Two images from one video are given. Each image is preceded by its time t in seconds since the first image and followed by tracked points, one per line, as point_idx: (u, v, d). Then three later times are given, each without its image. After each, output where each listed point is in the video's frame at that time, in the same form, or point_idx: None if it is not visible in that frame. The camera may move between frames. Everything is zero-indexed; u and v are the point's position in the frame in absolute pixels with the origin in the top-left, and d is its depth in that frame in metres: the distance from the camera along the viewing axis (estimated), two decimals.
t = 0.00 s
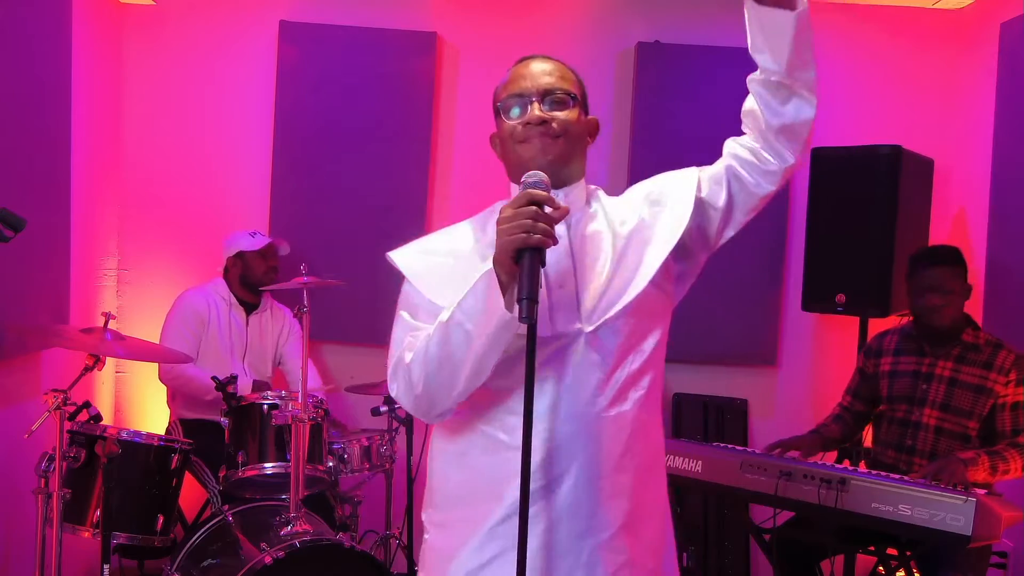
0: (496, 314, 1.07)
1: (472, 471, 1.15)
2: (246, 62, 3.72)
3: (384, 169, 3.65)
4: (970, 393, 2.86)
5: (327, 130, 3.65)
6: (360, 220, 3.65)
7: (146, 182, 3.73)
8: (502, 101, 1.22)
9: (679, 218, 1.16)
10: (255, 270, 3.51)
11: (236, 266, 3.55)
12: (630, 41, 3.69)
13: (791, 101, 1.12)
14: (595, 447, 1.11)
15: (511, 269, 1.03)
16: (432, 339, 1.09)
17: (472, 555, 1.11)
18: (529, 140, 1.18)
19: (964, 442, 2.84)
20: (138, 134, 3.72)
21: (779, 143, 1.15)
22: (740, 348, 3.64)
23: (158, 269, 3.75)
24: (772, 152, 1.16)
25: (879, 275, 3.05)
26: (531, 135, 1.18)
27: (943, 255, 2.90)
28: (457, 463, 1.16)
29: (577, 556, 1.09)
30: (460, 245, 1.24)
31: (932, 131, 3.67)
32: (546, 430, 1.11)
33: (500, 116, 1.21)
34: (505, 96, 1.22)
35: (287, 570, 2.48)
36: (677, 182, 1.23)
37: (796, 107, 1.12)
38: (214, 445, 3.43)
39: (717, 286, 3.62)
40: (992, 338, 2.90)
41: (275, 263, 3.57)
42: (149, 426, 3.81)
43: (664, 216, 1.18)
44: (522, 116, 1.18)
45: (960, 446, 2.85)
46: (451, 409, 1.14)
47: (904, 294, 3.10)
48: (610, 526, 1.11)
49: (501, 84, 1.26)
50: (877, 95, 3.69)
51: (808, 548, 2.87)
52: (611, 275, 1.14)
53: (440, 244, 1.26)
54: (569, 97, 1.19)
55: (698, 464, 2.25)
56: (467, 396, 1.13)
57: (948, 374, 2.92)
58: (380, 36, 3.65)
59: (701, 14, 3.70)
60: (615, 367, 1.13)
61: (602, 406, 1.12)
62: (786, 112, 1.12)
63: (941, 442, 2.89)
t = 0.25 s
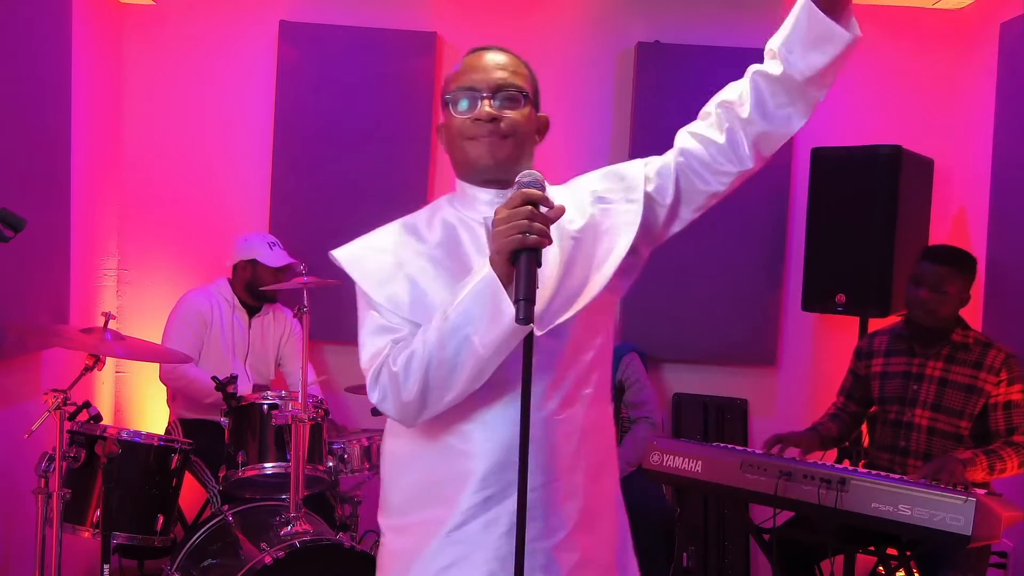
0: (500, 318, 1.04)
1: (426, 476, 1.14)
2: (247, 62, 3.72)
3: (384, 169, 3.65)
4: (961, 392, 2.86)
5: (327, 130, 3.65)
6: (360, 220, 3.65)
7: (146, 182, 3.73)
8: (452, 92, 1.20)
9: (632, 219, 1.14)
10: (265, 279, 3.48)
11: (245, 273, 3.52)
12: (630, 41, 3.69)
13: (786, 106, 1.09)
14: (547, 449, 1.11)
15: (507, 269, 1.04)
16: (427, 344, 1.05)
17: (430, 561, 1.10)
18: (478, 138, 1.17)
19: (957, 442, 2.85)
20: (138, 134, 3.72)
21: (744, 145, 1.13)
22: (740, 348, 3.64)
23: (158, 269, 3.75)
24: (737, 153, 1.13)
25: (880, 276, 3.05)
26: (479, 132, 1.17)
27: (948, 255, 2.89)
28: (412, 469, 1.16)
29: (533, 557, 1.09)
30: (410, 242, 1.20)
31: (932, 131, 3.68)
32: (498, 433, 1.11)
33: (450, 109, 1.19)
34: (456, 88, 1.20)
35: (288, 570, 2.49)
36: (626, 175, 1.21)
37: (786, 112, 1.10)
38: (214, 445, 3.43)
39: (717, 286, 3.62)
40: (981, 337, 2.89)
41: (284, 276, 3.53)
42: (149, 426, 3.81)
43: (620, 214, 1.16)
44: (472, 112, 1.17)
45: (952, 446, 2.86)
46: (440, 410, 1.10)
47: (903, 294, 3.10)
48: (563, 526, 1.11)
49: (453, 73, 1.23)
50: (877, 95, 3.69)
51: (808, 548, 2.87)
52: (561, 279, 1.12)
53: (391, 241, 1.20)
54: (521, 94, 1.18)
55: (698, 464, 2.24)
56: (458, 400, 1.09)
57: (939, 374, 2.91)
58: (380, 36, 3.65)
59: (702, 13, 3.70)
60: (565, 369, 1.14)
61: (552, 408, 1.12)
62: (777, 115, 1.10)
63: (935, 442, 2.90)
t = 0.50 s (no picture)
0: (497, 318, 1.03)
1: (407, 480, 1.14)
2: (246, 62, 3.72)
3: (384, 169, 3.65)
4: (959, 392, 2.86)
5: (327, 131, 3.65)
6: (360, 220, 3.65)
7: (146, 182, 3.73)
8: (445, 88, 1.22)
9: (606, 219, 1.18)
10: (262, 275, 3.49)
11: (242, 269, 3.53)
12: (631, 41, 3.69)
13: (733, 115, 1.17)
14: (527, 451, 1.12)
15: (505, 269, 1.04)
16: (424, 346, 1.04)
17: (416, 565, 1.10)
18: (473, 137, 1.19)
19: (956, 441, 2.85)
20: (138, 134, 3.72)
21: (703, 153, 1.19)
22: (741, 348, 3.64)
23: (158, 269, 3.75)
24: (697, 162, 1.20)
25: (880, 276, 3.05)
26: (474, 132, 1.19)
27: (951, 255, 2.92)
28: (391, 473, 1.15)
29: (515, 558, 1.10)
30: (393, 240, 1.20)
31: (932, 131, 3.68)
32: (480, 437, 1.11)
33: (441, 108, 1.21)
34: (449, 84, 1.21)
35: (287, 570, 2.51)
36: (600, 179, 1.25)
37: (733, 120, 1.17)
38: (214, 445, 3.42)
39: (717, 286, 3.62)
40: (978, 337, 2.89)
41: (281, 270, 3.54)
42: (149, 426, 3.81)
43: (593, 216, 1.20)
44: (466, 111, 1.19)
45: (951, 445, 2.86)
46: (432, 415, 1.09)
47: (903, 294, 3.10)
48: (541, 528, 1.13)
49: (440, 67, 1.25)
50: (877, 95, 3.69)
51: (808, 548, 2.87)
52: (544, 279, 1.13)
53: (375, 239, 1.19)
54: (512, 93, 1.21)
55: (697, 464, 2.24)
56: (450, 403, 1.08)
57: (937, 374, 2.92)
58: (380, 36, 3.65)
59: (702, 13, 3.70)
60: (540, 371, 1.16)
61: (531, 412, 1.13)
62: (726, 124, 1.17)
63: (933, 442, 2.89)
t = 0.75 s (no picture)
0: (497, 319, 1.03)
1: (402, 481, 1.14)
2: (246, 62, 3.72)
3: (384, 169, 3.65)
4: (961, 392, 2.86)
5: (327, 131, 3.65)
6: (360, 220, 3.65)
7: (146, 182, 3.73)
8: (471, 103, 1.19)
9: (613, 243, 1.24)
10: (258, 272, 3.49)
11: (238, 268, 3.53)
12: (631, 41, 3.69)
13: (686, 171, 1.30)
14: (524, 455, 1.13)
15: (502, 269, 1.04)
16: (427, 347, 1.04)
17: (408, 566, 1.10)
18: (497, 157, 1.18)
19: (957, 441, 2.85)
20: (138, 134, 3.72)
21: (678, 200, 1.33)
22: (741, 348, 3.64)
23: (158, 269, 3.75)
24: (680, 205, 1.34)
25: (880, 275, 3.05)
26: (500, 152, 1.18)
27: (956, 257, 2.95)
28: (387, 473, 1.15)
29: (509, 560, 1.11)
30: (395, 239, 1.20)
31: (932, 131, 3.68)
32: (478, 439, 1.11)
33: (466, 122, 1.19)
34: (475, 98, 1.19)
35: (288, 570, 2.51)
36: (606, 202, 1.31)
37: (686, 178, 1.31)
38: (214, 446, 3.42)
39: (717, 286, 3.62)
40: (981, 337, 2.90)
41: (276, 266, 3.54)
42: (149, 426, 3.81)
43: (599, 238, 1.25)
44: (494, 129, 1.18)
45: (952, 445, 2.86)
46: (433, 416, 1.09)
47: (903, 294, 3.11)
48: (536, 531, 1.13)
49: (462, 76, 1.22)
50: (877, 95, 3.69)
51: (808, 548, 2.87)
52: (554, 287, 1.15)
53: (379, 240, 1.19)
54: (539, 112, 1.20)
55: (697, 464, 2.24)
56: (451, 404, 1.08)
57: (939, 374, 2.92)
58: (380, 36, 3.65)
59: (703, 12, 3.69)
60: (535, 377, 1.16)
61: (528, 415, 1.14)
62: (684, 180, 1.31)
63: (934, 442, 2.89)
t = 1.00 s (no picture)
0: (500, 320, 1.03)
1: (427, 478, 1.14)
2: (246, 62, 3.72)
3: (384, 169, 3.65)
4: (967, 392, 2.87)
5: (327, 131, 3.65)
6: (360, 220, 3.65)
7: (146, 182, 3.73)
8: (492, 105, 1.16)
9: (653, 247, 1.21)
10: (258, 274, 3.49)
11: (239, 270, 3.54)
12: (630, 41, 3.69)
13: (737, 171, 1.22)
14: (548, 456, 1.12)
15: (507, 270, 1.04)
16: (429, 345, 1.04)
17: (431, 562, 1.10)
18: (515, 161, 1.16)
19: (959, 442, 2.85)
20: (138, 134, 3.72)
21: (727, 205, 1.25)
22: (740, 348, 3.64)
23: (158, 269, 3.75)
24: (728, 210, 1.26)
25: (879, 275, 3.05)
26: (517, 157, 1.16)
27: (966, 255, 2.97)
28: (414, 471, 1.15)
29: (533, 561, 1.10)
30: (420, 237, 1.19)
31: (932, 131, 3.68)
32: (501, 438, 1.11)
33: (486, 125, 1.17)
34: (496, 100, 1.16)
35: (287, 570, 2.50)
36: (651, 201, 1.28)
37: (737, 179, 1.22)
38: (214, 446, 3.42)
39: (717, 286, 3.62)
40: (989, 339, 2.90)
41: (278, 269, 3.54)
42: (149, 426, 3.81)
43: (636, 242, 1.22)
44: (510, 135, 1.15)
45: (954, 446, 2.86)
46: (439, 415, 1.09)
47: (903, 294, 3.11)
48: (560, 534, 1.12)
49: (488, 75, 1.19)
50: (877, 95, 3.69)
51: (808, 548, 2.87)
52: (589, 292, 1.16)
53: (400, 238, 1.19)
54: (559, 116, 1.15)
55: (697, 464, 2.24)
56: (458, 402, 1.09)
57: (945, 373, 2.92)
58: (380, 36, 3.65)
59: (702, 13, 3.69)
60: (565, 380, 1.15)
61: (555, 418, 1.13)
62: (734, 180, 1.22)
63: (937, 441, 2.90)
